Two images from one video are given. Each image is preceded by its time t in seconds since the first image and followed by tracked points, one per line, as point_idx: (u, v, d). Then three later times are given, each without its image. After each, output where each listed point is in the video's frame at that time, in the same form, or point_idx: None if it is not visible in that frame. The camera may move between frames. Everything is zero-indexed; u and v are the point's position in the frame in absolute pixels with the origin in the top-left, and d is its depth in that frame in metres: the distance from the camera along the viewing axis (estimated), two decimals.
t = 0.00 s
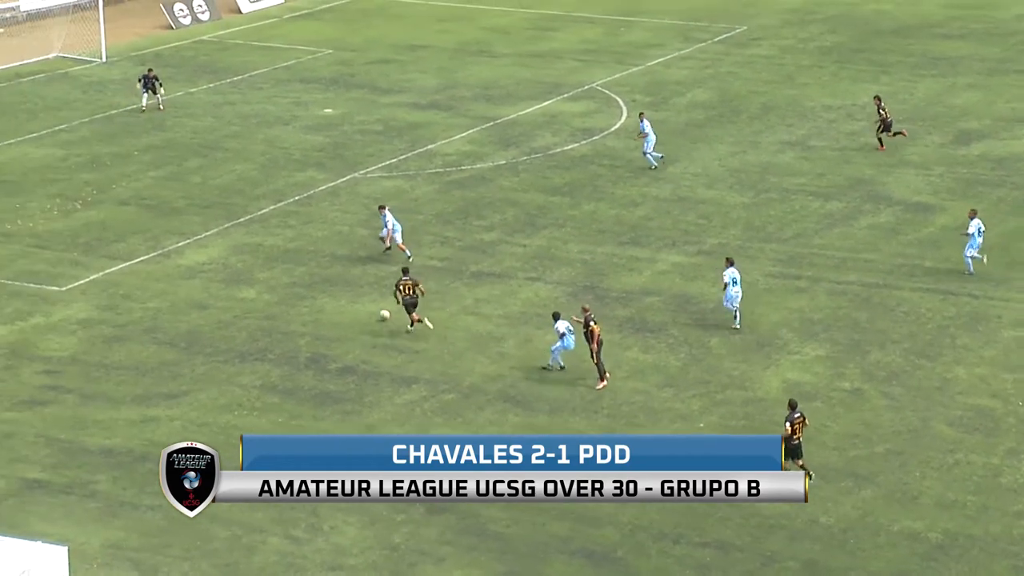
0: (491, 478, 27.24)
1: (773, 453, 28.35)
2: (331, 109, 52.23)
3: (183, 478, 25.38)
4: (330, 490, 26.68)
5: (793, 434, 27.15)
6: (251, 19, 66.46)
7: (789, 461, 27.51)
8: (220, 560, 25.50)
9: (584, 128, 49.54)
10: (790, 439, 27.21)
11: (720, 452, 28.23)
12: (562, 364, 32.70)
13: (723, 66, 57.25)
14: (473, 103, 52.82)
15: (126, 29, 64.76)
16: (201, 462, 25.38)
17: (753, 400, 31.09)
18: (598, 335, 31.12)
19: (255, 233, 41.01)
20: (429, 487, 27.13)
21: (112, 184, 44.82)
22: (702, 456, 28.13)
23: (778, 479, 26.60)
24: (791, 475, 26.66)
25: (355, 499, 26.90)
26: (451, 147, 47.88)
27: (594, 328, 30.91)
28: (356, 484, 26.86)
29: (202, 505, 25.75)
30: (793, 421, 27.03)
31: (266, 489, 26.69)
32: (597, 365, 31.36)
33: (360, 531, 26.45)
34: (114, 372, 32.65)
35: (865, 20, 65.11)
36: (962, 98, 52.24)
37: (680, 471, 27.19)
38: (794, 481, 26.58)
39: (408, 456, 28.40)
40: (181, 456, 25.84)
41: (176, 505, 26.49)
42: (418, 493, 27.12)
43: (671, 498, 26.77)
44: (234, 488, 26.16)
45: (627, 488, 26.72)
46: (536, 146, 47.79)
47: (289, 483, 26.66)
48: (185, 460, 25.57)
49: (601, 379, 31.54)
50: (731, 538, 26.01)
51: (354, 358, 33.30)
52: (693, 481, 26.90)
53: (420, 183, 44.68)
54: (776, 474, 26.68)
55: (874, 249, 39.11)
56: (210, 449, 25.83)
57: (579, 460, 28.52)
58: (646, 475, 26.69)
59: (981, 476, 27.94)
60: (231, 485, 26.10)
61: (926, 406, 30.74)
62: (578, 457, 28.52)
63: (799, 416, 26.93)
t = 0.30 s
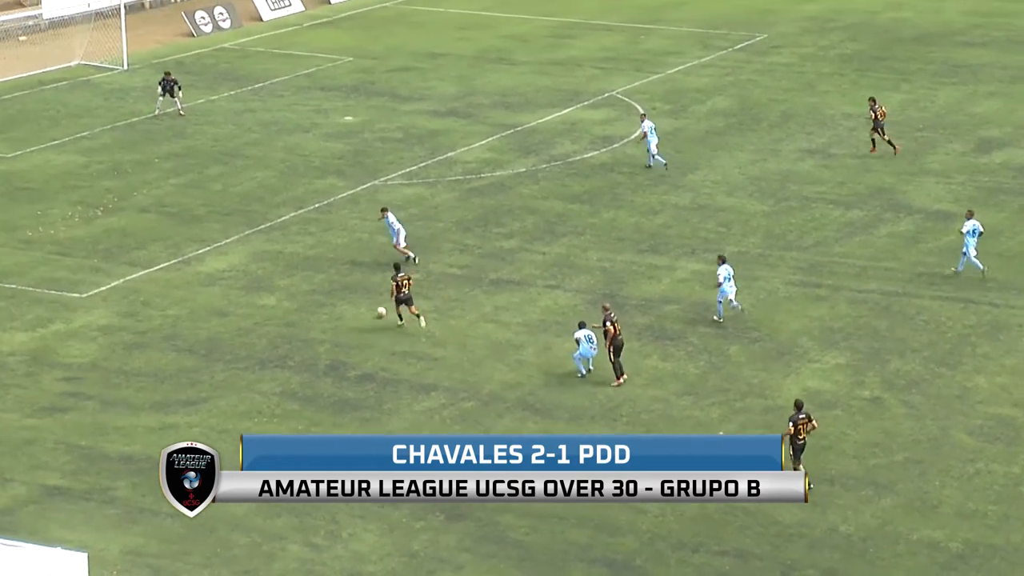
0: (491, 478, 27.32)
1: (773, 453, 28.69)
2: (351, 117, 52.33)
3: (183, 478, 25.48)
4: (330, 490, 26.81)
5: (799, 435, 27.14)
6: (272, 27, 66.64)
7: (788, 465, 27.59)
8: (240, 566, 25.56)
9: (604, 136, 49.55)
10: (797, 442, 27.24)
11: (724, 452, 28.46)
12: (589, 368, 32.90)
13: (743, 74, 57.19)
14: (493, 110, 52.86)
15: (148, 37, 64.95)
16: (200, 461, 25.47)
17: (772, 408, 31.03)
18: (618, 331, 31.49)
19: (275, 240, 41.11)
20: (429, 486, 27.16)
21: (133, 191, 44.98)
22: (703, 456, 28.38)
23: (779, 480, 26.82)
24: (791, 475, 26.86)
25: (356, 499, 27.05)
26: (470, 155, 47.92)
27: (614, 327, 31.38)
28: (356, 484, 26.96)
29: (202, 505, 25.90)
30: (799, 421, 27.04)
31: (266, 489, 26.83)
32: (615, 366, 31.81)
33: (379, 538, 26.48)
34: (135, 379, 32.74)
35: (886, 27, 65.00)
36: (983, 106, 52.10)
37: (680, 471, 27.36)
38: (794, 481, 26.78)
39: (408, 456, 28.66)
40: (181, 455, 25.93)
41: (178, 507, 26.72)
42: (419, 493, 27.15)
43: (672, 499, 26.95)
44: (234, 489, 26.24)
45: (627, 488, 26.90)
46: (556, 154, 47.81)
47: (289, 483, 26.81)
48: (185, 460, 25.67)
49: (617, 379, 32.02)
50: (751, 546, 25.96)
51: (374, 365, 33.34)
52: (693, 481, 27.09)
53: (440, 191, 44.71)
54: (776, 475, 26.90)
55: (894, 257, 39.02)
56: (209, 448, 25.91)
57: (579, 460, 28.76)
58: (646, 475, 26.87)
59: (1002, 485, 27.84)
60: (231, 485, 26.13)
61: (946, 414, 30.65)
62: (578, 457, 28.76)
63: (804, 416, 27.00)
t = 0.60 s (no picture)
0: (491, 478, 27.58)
1: (773, 453, 28.93)
2: (363, 124, 52.40)
3: (183, 478, 25.79)
4: (330, 490, 27.04)
5: (797, 443, 27.12)
6: (283, 35, 66.75)
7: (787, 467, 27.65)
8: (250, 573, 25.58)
9: (615, 144, 49.56)
10: (794, 448, 27.22)
11: (725, 452, 28.73)
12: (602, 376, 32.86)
13: (755, 82, 57.17)
14: (504, 118, 52.90)
15: (160, 45, 65.06)
16: (200, 462, 25.76)
17: (783, 416, 30.98)
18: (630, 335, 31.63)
19: (285, 248, 41.15)
20: (429, 487, 27.38)
21: (144, 199, 45.06)
22: (703, 456, 28.61)
23: (779, 480, 26.92)
24: (791, 475, 26.93)
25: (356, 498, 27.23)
26: (482, 162, 47.96)
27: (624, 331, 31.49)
28: (356, 483, 27.14)
29: (202, 506, 26.21)
30: (797, 429, 27.00)
31: (267, 489, 27.00)
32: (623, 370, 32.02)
33: (389, 545, 26.49)
34: (146, 386, 32.79)
35: (898, 35, 64.97)
36: (995, 115, 52.04)
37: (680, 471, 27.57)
38: (794, 482, 26.88)
39: (408, 456, 28.95)
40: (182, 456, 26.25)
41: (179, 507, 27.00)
42: (419, 493, 27.32)
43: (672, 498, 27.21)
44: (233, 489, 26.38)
45: (627, 488, 27.22)
46: (567, 162, 47.82)
47: (289, 483, 27.00)
48: (186, 460, 25.97)
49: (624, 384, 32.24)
50: (761, 554, 25.93)
51: (384, 373, 33.36)
52: (693, 481, 27.33)
53: (451, 199, 44.73)
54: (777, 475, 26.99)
55: (905, 265, 38.97)
56: (211, 449, 26.20)
57: (579, 460, 29.05)
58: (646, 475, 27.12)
59: (1013, 494, 27.78)
60: (230, 485, 26.29)
61: (957, 423, 30.59)
62: (578, 457, 29.04)
63: (802, 424, 26.95)
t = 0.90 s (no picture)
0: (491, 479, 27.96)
1: (773, 453, 29.04)
2: (372, 133, 52.46)
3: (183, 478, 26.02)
4: (330, 491, 27.52)
5: (793, 446, 27.16)
6: (292, 44, 66.84)
7: (787, 468, 27.51)
8: None
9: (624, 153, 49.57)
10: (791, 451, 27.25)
11: (726, 452, 28.96)
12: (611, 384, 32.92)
13: (763, 91, 57.17)
14: (513, 127, 52.93)
15: (169, 54, 65.16)
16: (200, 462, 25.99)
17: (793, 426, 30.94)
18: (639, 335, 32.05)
19: (295, 256, 41.18)
20: (429, 487, 27.79)
21: (154, 208, 45.14)
22: (703, 456, 28.77)
23: (779, 480, 27.31)
24: (791, 475, 27.29)
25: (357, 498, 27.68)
26: (491, 171, 47.99)
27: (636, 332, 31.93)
28: (357, 484, 27.64)
29: (200, 506, 26.47)
30: (793, 432, 27.02)
31: (267, 489, 27.43)
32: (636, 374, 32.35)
33: (399, 554, 26.47)
34: (155, 395, 32.81)
35: (906, 45, 64.96)
36: (1005, 124, 52.00)
37: (679, 471, 27.98)
38: (794, 482, 27.24)
39: (408, 456, 29.12)
40: (181, 455, 26.44)
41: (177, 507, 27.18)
42: (419, 493, 27.76)
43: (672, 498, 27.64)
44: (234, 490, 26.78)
45: (627, 488, 27.64)
46: (576, 170, 47.84)
47: (289, 483, 27.43)
48: (185, 460, 26.18)
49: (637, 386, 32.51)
50: (770, 563, 25.89)
51: (393, 382, 33.36)
52: (692, 481, 27.75)
53: (460, 208, 44.76)
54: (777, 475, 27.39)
55: (915, 275, 38.94)
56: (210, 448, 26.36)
57: (579, 460, 29.20)
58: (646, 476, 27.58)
59: None
60: (231, 485, 26.70)
61: (967, 432, 30.54)
62: (578, 457, 29.20)
63: (798, 427, 26.96)
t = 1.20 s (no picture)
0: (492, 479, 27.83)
1: (773, 453, 28.96)
2: (393, 139, 52.54)
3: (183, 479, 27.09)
4: (331, 491, 27.50)
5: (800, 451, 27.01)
6: (314, 50, 66.98)
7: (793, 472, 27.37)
8: None
9: (645, 159, 49.53)
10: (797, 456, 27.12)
11: (726, 452, 28.71)
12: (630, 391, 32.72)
13: (785, 97, 57.07)
14: (534, 133, 52.93)
15: (190, 60, 65.36)
16: (200, 463, 27.18)
17: (814, 432, 30.84)
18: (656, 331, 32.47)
19: (316, 262, 41.26)
20: (429, 487, 27.85)
21: (176, 213, 45.25)
22: (703, 456, 28.59)
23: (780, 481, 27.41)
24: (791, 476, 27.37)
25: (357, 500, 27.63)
26: (511, 177, 48.01)
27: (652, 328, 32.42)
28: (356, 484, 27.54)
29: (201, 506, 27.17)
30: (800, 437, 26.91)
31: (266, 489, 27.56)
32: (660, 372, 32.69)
33: (419, 559, 26.45)
34: (177, 400, 32.88)
35: (929, 51, 64.79)
36: None
37: (679, 471, 27.89)
38: (794, 482, 27.37)
39: (407, 456, 28.89)
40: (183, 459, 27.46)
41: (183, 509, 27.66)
42: (418, 493, 27.72)
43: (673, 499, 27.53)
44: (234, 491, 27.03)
45: (627, 488, 27.48)
46: (597, 177, 47.83)
47: (289, 483, 27.54)
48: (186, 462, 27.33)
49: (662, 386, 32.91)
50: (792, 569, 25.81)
51: (414, 388, 33.37)
52: (692, 481, 27.70)
53: (481, 214, 44.78)
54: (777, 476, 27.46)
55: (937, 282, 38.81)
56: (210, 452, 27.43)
57: (579, 460, 28.90)
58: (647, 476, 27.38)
59: None
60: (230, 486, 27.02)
61: (989, 440, 30.41)
62: (578, 457, 28.91)
63: (804, 433, 26.85)
